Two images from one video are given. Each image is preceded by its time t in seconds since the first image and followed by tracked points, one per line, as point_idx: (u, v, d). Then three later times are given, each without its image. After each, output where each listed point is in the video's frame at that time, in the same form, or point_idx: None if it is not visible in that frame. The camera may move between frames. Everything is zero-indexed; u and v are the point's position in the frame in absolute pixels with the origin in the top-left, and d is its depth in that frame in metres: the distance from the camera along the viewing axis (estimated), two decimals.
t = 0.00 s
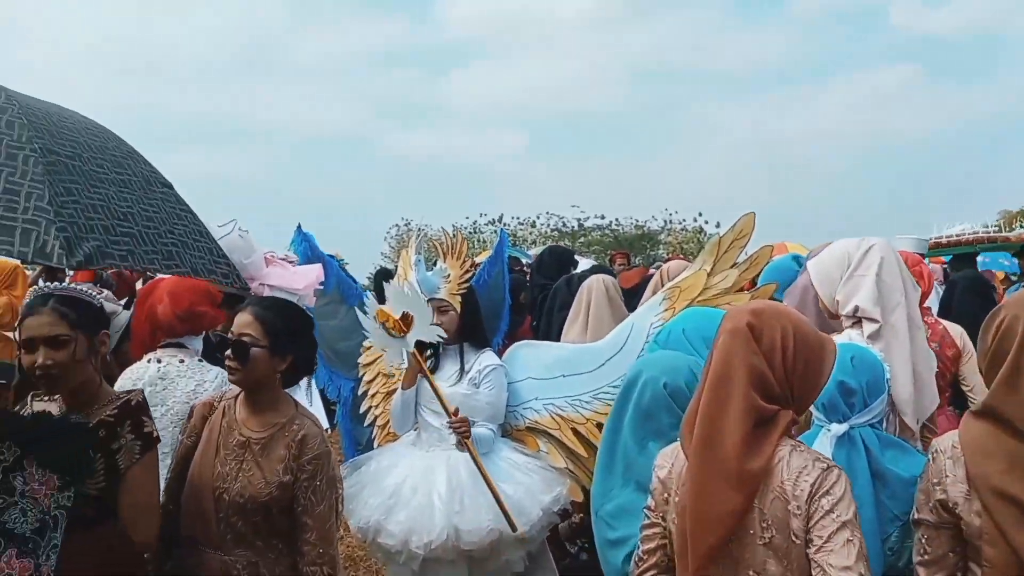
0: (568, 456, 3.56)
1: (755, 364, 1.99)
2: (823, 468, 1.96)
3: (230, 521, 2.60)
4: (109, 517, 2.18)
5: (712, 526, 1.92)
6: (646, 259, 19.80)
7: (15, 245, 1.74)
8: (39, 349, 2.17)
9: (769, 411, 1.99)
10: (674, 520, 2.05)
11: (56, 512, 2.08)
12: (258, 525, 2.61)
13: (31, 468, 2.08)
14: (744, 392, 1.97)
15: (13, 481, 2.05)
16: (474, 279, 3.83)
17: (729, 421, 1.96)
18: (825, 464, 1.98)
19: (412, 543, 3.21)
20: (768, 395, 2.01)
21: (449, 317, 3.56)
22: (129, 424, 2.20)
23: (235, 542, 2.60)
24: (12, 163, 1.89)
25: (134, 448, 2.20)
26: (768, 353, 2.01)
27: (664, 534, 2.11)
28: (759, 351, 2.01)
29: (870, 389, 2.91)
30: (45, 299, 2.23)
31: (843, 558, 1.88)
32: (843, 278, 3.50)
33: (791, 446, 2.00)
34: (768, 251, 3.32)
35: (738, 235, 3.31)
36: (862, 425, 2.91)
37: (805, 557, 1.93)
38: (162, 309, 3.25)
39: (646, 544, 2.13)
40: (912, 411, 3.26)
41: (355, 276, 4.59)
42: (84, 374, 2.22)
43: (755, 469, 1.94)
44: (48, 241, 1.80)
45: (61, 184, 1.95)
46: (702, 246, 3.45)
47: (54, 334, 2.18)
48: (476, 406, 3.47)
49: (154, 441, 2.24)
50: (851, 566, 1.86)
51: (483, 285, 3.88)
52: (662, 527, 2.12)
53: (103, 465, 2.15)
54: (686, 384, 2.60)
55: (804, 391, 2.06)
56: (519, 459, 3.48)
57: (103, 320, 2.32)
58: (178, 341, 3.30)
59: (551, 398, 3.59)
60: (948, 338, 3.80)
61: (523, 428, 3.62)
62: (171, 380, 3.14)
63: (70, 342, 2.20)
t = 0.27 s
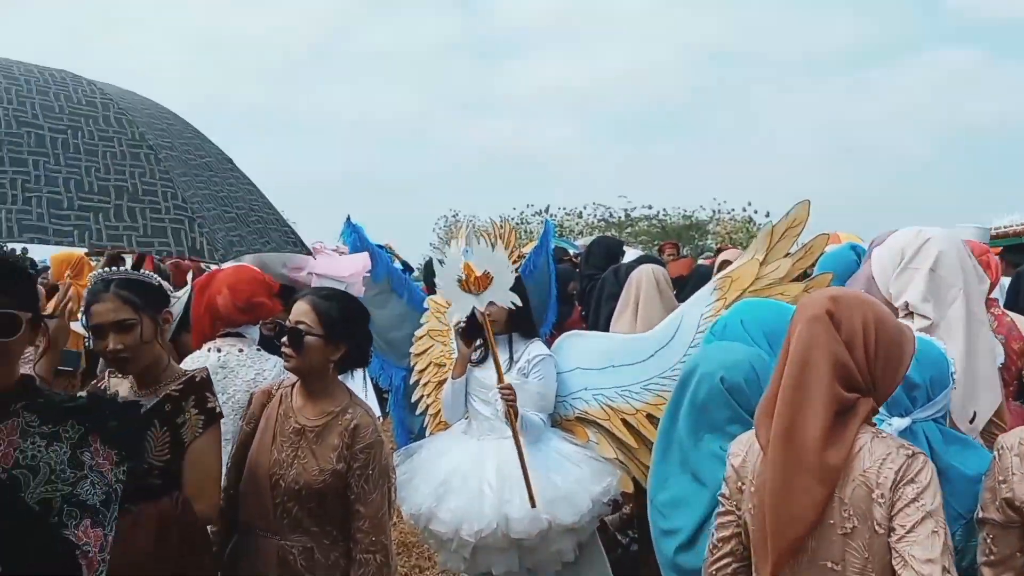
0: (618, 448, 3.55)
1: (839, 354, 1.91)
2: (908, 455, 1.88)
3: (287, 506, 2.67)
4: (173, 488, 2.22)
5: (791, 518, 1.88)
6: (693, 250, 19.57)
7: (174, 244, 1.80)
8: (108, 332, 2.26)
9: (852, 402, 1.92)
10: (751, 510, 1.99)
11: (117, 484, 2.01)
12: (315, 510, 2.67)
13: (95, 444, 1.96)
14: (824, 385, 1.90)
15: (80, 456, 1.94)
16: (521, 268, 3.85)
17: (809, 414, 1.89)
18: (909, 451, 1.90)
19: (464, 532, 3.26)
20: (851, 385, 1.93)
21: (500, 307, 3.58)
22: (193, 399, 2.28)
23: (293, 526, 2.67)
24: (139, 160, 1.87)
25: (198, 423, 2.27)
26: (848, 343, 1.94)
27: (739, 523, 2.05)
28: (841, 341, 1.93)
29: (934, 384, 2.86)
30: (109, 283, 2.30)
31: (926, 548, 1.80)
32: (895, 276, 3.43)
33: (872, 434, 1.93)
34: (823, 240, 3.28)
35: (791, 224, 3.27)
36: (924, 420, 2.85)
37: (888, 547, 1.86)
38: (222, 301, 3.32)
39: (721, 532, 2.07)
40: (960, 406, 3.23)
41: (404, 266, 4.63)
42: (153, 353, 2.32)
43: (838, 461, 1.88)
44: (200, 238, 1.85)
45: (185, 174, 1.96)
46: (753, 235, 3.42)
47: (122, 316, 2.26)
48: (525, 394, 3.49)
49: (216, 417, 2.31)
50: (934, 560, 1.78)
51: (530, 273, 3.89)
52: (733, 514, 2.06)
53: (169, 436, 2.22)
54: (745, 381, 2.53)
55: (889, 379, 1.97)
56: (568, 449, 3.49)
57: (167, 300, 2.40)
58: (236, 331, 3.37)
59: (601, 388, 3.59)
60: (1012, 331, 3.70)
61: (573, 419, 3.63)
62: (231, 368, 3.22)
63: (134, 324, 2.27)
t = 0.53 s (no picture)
0: (671, 438, 3.54)
1: (924, 342, 1.82)
2: (998, 442, 1.75)
3: (342, 494, 2.70)
4: (240, 466, 2.32)
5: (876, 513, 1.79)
6: (745, 239, 19.23)
7: (267, 191, 2.03)
8: (179, 316, 2.36)
9: (936, 391, 1.83)
10: (829, 501, 1.91)
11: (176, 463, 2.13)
12: (370, 498, 2.68)
13: (156, 426, 2.09)
14: (909, 374, 1.80)
15: (143, 437, 2.05)
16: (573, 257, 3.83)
17: (894, 405, 1.80)
18: (998, 438, 1.77)
19: (516, 519, 3.28)
20: (936, 374, 1.84)
21: (551, 296, 3.58)
22: (260, 380, 2.39)
23: (348, 512, 2.69)
24: (222, 120, 2.08)
25: (265, 403, 2.39)
26: (933, 329, 1.84)
27: (818, 512, 1.96)
28: (925, 327, 1.84)
29: (1005, 375, 2.79)
30: (176, 265, 2.40)
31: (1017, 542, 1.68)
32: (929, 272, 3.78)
33: (957, 421, 1.82)
34: (885, 228, 3.21)
35: (852, 211, 3.21)
36: (995, 413, 2.76)
37: (973, 539, 1.74)
38: (279, 290, 3.38)
39: (799, 520, 1.99)
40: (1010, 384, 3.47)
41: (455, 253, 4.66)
42: (219, 336, 2.42)
43: (925, 455, 1.78)
44: (285, 187, 2.08)
45: (260, 138, 2.16)
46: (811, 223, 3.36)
47: (192, 299, 2.35)
48: (577, 382, 3.49)
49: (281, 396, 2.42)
50: (1019, 557, 1.67)
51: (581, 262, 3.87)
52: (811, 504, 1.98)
53: (237, 415, 2.33)
54: (810, 373, 2.46)
55: (973, 366, 1.88)
56: (621, 438, 3.48)
57: (230, 283, 2.50)
58: (293, 320, 3.45)
59: (654, 379, 3.56)
60: None
61: (625, 408, 3.62)
62: (289, 357, 3.30)
63: (203, 306, 2.37)
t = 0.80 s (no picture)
0: (727, 428, 3.48)
1: (1011, 330, 1.74)
2: None
3: (401, 478, 2.72)
4: (309, 449, 2.46)
5: (961, 509, 1.73)
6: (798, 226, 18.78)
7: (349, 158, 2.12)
8: (248, 299, 2.53)
9: None
10: (909, 498, 1.86)
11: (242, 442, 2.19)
12: (429, 481, 2.71)
13: (221, 408, 2.14)
14: (997, 364, 1.72)
15: (210, 418, 2.12)
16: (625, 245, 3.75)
17: (980, 396, 1.72)
18: None
19: (568, 507, 3.27)
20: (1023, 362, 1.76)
21: (604, 284, 3.55)
22: (327, 365, 2.53)
23: (406, 496, 2.72)
24: (302, 97, 2.20)
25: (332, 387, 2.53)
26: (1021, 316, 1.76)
27: (897, 508, 1.92)
28: (1012, 315, 1.75)
29: None
30: (246, 250, 2.58)
31: None
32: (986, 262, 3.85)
33: None
34: (955, 215, 3.10)
35: (919, 198, 3.11)
36: None
37: None
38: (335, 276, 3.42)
39: (877, 517, 1.95)
40: None
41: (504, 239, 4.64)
42: (282, 321, 2.58)
43: (1012, 448, 1.72)
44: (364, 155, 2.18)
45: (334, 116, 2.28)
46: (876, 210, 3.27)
47: (263, 283, 2.54)
48: (631, 370, 3.45)
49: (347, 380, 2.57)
50: None
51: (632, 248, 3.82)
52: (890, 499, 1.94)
53: (305, 400, 2.48)
54: (889, 367, 2.39)
55: None
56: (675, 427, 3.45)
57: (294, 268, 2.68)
58: (350, 307, 3.48)
59: (709, 367, 3.51)
60: None
61: (680, 398, 3.58)
62: (346, 343, 3.35)
63: (273, 290, 2.55)
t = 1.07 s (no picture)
0: (784, 419, 3.43)
1: None
2: None
3: (461, 462, 2.73)
4: (372, 432, 2.54)
5: None
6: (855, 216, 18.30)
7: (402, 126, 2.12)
8: (315, 281, 2.62)
9: None
10: (990, 488, 1.80)
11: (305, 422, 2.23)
12: (488, 466, 2.73)
13: (287, 390, 2.19)
14: None
15: (276, 399, 2.16)
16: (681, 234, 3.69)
17: None
18: None
19: (621, 495, 3.24)
20: None
21: (659, 272, 3.52)
22: (390, 351, 2.61)
23: (466, 481, 2.73)
24: (348, 72, 2.20)
25: (395, 372, 2.60)
26: None
27: (976, 499, 1.86)
28: None
29: None
30: (315, 234, 2.64)
31: None
32: None
33: None
34: None
35: (989, 184, 3.00)
36: None
37: None
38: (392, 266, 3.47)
39: (954, 506, 1.90)
40: None
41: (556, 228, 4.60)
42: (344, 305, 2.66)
43: None
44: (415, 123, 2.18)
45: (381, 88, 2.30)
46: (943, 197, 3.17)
47: (330, 268, 2.62)
48: (687, 359, 3.42)
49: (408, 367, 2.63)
50: None
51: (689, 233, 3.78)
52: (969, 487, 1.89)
53: (370, 386, 2.56)
54: (966, 357, 2.32)
55: None
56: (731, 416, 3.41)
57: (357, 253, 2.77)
58: (407, 295, 3.53)
59: (766, 357, 3.46)
60: None
61: (736, 388, 3.52)
62: (404, 331, 3.39)
63: (338, 275, 2.64)
